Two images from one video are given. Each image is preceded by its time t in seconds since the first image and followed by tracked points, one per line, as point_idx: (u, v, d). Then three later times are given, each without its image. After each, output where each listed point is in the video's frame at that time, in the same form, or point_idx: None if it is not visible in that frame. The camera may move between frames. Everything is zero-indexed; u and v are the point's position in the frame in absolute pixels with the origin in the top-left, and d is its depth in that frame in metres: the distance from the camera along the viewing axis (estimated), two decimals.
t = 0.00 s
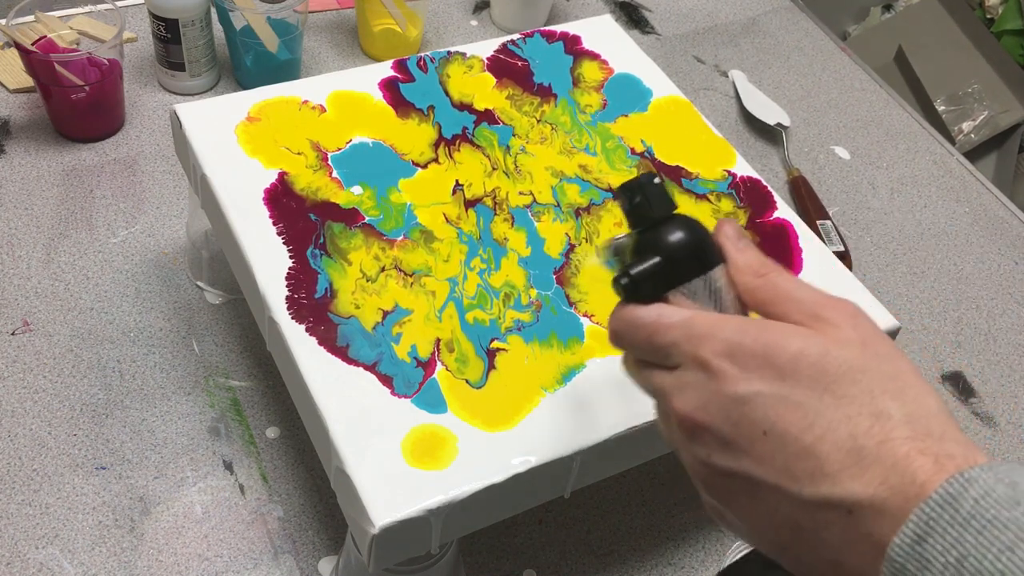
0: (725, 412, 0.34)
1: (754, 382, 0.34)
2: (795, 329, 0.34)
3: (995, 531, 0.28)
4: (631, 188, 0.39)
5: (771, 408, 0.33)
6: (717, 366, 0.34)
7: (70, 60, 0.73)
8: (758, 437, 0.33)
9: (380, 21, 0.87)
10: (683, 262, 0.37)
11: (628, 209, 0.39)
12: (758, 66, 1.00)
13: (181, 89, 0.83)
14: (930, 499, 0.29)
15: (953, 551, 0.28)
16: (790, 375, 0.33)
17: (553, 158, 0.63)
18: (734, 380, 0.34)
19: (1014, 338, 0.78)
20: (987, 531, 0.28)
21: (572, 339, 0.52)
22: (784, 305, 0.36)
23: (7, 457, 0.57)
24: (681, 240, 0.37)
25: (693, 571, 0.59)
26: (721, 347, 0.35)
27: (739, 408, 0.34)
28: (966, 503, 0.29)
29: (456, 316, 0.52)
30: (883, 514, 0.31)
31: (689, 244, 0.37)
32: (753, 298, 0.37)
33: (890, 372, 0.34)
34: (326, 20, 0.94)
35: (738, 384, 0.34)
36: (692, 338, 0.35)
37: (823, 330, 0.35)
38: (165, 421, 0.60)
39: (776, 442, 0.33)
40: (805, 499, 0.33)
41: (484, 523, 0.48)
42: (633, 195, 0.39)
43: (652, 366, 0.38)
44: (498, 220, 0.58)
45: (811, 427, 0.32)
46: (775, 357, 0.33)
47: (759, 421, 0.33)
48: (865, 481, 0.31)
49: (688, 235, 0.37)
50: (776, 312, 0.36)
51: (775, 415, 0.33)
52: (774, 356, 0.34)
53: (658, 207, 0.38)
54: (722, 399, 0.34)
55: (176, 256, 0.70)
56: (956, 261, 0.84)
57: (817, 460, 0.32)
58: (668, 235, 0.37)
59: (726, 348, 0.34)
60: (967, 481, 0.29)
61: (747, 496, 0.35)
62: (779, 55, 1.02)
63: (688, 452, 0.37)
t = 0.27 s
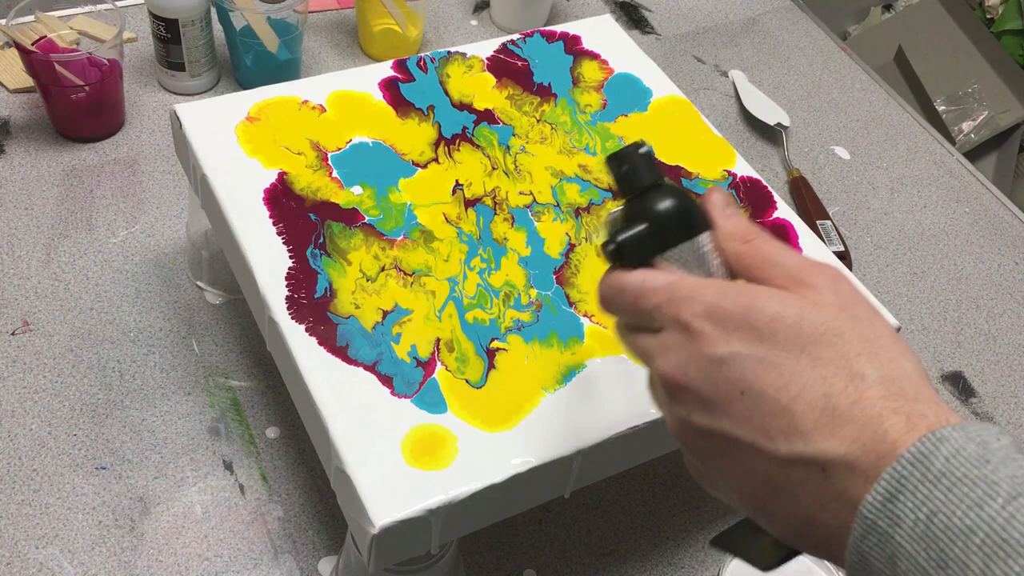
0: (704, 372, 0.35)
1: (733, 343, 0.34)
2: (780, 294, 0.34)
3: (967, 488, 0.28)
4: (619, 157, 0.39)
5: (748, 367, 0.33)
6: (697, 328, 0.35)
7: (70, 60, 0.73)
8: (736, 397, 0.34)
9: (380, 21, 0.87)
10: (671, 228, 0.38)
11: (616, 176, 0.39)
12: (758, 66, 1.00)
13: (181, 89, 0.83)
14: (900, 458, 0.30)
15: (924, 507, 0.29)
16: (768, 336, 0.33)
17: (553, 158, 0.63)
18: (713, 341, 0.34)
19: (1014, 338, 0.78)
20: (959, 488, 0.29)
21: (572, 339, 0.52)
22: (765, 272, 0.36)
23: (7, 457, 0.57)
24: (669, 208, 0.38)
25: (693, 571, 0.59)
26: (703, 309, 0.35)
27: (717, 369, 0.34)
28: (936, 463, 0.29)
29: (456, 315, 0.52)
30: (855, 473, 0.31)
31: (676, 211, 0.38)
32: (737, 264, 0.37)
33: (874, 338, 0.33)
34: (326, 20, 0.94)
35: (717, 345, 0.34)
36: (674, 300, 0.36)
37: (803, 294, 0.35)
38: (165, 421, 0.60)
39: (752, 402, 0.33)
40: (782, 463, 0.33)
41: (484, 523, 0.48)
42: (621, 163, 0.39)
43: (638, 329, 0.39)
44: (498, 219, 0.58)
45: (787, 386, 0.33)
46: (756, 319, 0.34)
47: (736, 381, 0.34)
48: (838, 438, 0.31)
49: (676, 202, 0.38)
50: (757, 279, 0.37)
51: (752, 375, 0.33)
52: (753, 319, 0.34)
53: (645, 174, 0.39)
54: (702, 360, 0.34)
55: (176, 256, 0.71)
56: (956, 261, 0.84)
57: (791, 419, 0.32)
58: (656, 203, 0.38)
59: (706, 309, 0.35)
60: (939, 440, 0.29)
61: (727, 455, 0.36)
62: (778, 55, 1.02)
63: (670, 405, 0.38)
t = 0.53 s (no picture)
0: (699, 228, 0.36)
1: (730, 201, 0.35)
2: (779, 167, 0.36)
3: (933, 353, 0.30)
4: None
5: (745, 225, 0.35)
6: (698, 183, 0.36)
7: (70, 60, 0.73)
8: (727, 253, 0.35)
9: (380, 21, 0.87)
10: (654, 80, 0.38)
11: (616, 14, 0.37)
12: (758, 66, 1.00)
13: (180, 89, 0.83)
14: (874, 327, 0.31)
15: (890, 372, 0.30)
16: (765, 198, 0.35)
17: (552, 157, 0.63)
18: (713, 198, 0.35)
19: (1015, 338, 0.78)
20: (925, 353, 0.30)
21: (572, 338, 0.52)
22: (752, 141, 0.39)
23: (7, 457, 0.57)
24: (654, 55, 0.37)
25: (693, 571, 0.59)
26: (706, 166, 0.36)
27: (713, 224, 0.35)
28: (907, 329, 0.31)
29: (456, 315, 0.52)
30: (835, 328, 0.33)
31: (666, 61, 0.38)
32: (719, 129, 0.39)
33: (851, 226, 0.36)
34: (326, 20, 0.94)
35: (719, 202, 0.35)
36: (679, 153, 0.36)
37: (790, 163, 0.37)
38: (165, 421, 0.60)
39: (746, 261, 0.35)
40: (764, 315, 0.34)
41: (484, 523, 0.48)
42: None
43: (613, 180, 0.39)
44: (498, 219, 0.58)
45: (781, 249, 0.34)
46: (757, 179, 0.35)
47: (732, 237, 0.35)
48: (826, 301, 0.33)
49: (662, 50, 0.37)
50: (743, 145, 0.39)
51: (749, 234, 0.35)
52: (755, 185, 0.35)
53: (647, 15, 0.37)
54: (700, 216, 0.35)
55: (176, 256, 0.71)
56: (956, 261, 0.84)
57: (782, 280, 0.34)
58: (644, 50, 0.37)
59: (708, 163, 0.36)
60: (910, 313, 0.31)
61: (696, 302, 0.37)
62: (778, 55, 1.02)
63: (646, 252, 0.38)
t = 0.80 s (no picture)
0: (630, 91, 0.41)
1: (657, 68, 0.40)
2: (715, 42, 0.41)
3: (854, 164, 0.32)
4: None
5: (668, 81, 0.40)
6: (632, 57, 0.41)
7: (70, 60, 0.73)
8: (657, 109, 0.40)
9: (380, 21, 0.87)
10: None
11: None
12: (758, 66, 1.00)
13: (180, 89, 0.83)
14: (803, 148, 0.34)
15: (815, 186, 0.33)
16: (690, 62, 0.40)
17: (552, 157, 0.63)
18: (642, 65, 0.41)
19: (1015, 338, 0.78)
20: (847, 167, 0.32)
21: (572, 338, 0.52)
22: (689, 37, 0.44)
23: (7, 457, 0.57)
24: None
25: (693, 571, 0.59)
26: (636, 43, 0.41)
27: (641, 86, 0.40)
28: (832, 146, 0.33)
29: (456, 315, 0.52)
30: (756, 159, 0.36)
31: None
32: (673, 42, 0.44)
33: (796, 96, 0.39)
34: (326, 20, 0.94)
35: (644, 68, 0.40)
36: (610, 38, 0.42)
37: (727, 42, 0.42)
38: (165, 421, 0.60)
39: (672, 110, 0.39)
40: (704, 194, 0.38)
41: (484, 523, 0.48)
42: None
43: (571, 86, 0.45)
44: (498, 218, 0.58)
45: (704, 96, 0.39)
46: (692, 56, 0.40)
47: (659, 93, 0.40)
48: (742, 132, 0.37)
49: None
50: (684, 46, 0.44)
51: (672, 89, 0.40)
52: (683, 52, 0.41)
53: None
54: (631, 80, 0.41)
55: (176, 256, 0.71)
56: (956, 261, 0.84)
57: (704, 121, 0.38)
58: None
59: (641, 43, 0.41)
60: (836, 135, 0.33)
61: (645, 173, 0.41)
62: (778, 55, 1.02)
63: (596, 142, 0.43)
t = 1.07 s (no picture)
0: (594, 62, 0.43)
1: (616, 37, 0.43)
2: (674, 5, 0.42)
3: (804, 110, 0.33)
4: None
5: (627, 49, 0.42)
6: (594, 31, 0.44)
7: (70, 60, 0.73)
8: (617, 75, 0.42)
9: (380, 22, 0.87)
10: None
11: None
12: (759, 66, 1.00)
13: (180, 89, 0.83)
14: (755, 95, 0.35)
15: (765, 131, 0.34)
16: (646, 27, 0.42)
17: (552, 157, 0.63)
18: (603, 37, 0.43)
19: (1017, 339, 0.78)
20: (796, 111, 0.33)
21: (572, 338, 0.52)
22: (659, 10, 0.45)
23: (7, 457, 0.57)
24: None
25: (693, 571, 0.59)
26: (600, 18, 0.44)
27: (600, 55, 0.43)
28: (782, 92, 0.34)
29: (455, 314, 0.52)
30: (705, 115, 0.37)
31: None
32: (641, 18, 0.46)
33: (759, 53, 0.40)
34: (326, 20, 0.94)
35: (604, 38, 0.43)
36: (577, 19, 0.45)
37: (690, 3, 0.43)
38: (165, 420, 0.60)
39: (629, 73, 0.41)
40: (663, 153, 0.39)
41: (484, 523, 0.48)
42: None
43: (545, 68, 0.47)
44: (498, 218, 0.58)
45: (658, 57, 0.41)
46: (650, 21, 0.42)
47: (617, 62, 0.42)
48: (692, 87, 0.38)
49: None
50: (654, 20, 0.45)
51: (629, 55, 0.42)
52: (640, 18, 0.42)
53: None
54: (594, 53, 0.43)
55: (176, 256, 0.71)
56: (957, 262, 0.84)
57: (657, 80, 0.40)
58: None
59: (602, 17, 0.44)
60: (787, 80, 0.35)
61: (611, 137, 0.42)
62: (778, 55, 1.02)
63: (569, 113, 0.45)
